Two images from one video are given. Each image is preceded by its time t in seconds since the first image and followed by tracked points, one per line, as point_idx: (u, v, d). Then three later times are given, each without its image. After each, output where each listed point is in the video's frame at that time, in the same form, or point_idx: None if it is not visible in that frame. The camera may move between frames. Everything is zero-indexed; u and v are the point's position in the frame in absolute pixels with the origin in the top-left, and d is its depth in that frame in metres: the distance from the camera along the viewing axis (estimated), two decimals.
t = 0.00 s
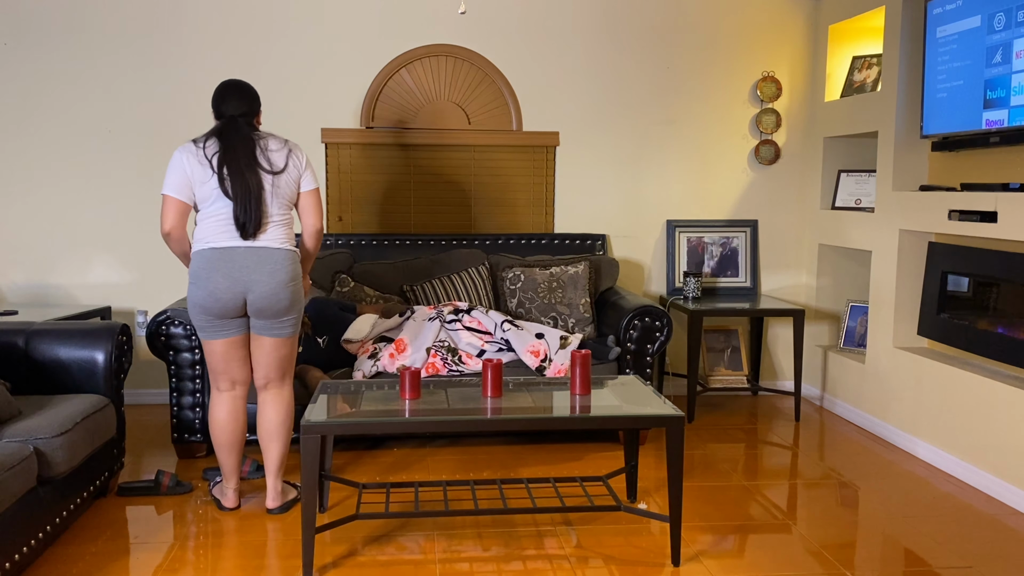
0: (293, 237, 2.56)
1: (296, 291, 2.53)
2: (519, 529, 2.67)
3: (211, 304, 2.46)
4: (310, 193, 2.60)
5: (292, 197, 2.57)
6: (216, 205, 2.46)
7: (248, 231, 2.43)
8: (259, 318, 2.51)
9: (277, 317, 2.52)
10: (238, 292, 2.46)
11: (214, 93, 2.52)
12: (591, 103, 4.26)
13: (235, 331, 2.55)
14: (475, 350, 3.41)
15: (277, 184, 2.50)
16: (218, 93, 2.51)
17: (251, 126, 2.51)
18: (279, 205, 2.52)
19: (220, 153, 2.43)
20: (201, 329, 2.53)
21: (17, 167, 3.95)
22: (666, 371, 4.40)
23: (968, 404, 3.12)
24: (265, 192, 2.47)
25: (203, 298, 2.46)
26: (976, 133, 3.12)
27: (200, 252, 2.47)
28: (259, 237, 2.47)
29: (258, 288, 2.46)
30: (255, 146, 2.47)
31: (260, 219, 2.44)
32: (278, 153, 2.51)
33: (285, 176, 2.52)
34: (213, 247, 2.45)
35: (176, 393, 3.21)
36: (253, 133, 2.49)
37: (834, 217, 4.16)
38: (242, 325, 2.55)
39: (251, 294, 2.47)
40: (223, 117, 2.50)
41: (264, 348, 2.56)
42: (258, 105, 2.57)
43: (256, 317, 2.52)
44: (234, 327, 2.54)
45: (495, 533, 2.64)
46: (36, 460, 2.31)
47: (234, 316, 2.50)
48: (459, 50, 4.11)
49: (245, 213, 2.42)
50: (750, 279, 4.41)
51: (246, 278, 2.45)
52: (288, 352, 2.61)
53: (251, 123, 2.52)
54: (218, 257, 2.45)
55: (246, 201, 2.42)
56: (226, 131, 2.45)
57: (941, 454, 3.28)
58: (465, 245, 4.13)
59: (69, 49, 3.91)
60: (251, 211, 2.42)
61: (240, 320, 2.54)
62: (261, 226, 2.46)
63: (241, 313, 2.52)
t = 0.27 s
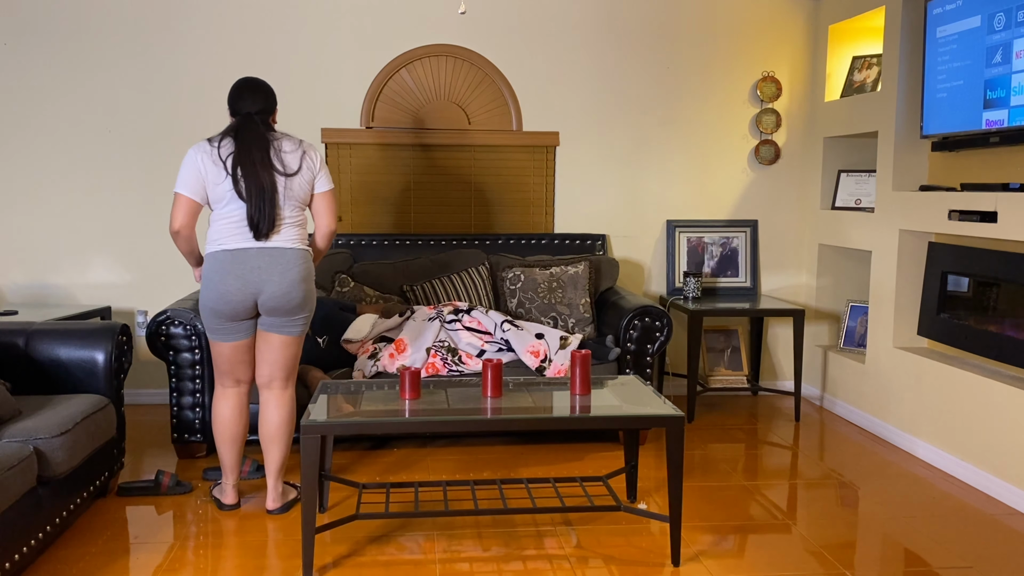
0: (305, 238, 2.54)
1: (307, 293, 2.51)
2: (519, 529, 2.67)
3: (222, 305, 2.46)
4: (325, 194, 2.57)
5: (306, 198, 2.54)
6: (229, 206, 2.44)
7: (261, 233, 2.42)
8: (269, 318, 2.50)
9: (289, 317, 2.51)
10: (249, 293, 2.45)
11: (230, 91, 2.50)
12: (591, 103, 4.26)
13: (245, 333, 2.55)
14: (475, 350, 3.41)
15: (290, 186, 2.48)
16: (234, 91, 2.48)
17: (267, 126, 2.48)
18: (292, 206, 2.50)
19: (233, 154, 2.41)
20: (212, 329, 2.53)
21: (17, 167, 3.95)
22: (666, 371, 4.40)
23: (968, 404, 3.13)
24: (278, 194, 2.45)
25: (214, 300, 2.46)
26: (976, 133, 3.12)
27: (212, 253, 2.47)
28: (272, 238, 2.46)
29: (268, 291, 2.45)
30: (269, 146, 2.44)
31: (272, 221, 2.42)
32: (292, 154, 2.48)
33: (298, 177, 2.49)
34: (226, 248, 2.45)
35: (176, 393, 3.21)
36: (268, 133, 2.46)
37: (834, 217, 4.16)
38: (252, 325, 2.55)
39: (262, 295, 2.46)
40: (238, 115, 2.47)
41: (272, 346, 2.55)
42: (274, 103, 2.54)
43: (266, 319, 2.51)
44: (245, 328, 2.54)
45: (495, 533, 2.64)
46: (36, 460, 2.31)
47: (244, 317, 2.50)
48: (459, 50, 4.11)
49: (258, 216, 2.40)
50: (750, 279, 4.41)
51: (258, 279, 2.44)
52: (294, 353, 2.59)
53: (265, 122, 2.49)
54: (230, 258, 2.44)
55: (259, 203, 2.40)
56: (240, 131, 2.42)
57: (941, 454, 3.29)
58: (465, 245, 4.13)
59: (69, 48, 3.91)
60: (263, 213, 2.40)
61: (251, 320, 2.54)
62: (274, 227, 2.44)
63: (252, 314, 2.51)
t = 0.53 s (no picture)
0: (309, 238, 2.53)
1: (311, 293, 2.51)
2: (519, 529, 2.67)
3: (224, 305, 2.46)
4: (327, 191, 2.51)
5: (310, 198, 2.53)
6: (234, 206, 2.45)
7: (263, 234, 2.42)
8: (271, 318, 2.49)
9: (291, 317, 2.50)
10: (251, 293, 2.45)
11: (241, 90, 2.50)
12: (590, 104, 4.26)
13: (248, 332, 2.55)
14: (475, 350, 3.41)
15: (294, 187, 2.47)
16: (245, 90, 2.49)
17: (274, 126, 2.48)
18: (296, 207, 2.49)
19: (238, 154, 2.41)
20: (215, 330, 2.54)
21: (17, 167, 3.95)
22: (666, 371, 4.41)
23: (968, 404, 3.13)
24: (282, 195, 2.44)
25: (217, 299, 2.46)
26: (975, 133, 3.12)
27: (217, 253, 2.48)
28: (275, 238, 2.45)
29: (270, 291, 2.45)
30: (274, 147, 2.43)
31: (275, 221, 2.42)
32: (296, 155, 2.46)
33: (301, 178, 2.47)
34: (229, 249, 2.45)
35: (176, 393, 3.21)
36: (275, 133, 2.46)
37: (834, 217, 4.16)
38: (255, 326, 2.55)
39: (264, 295, 2.45)
40: (246, 115, 2.47)
41: (274, 346, 2.54)
42: (284, 102, 2.54)
43: (269, 319, 2.51)
44: (248, 328, 2.54)
45: (495, 533, 2.64)
46: (36, 460, 2.31)
47: (246, 317, 2.50)
48: (459, 50, 4.11)
49: (261, 216, 2.41)
50: (750, 279, 4.41)
51: (260, 279, 2.44)
52: (297, 354, 2.59)
53: (273, 122, 2.48)
54: (233, 258, 2.44)
55: (261, 204, 2.40)
56: (247, 130, 2.42)
57: (941, 454, 3.29)
58: (465, 245, 4.13)
59: (69, 48, 3.91)
60: (265, 214, 2.40)
61: (254, 321, 2.54)
62: (277, 228, 2.44)
63: (255, 314, 2.51)
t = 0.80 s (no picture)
0: (309, 239, 2.52)
1: (310, 294, 2.50)
2: (519, 529, 2.67)
3: (224, 305, 2.47)
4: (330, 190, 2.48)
5: (309, 198, 2.51)
6: (233, 206, 2.45)
7: (261, 233, 2.42)
8: (271, 319, 2.49)
9: (290, 317, 2.49)
10: (250, 293, 2.45)
11: (245, 90, 2.51)
12: (590, 104, 4.26)
13: (248, 332, 2.56)
14: (475, 350, 3.41)
15: (291, 187, 2.45)
16: (249, 90, 2.50)
17: (276, 125, 2.47)
18: (294, 207, 2.47)
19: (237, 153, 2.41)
20: (216, 329, 2.55)
21: (17, 167, 3.95)
22: (666, 371, 4.40)
23: (968, 404, 3.13)
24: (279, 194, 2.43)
25: (217, 298, 2.48)
26: (975, 133, 3.12)
27: (218, 254, 2.49)
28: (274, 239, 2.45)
29: (268, 292, 2.44)
30: (273, 146, 2.42)
31: (272, 221, 2.41)
32: (294, 155, 2.44)
33: (299, 178, 2.45)
34: (229, 249, 2.46)
35: (176, 393, 3.21)
36: (275, 133, 2.45)
37: (834, 217, 4.16)
38: (255, 326, 2.56)
39: (262, 295, 2.45)
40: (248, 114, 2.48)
41: (274, 347, 2.54)
42: (288, 102, 2.54)
43: (268, 319, 2.51)
44: (248, 328, 2.55)
45: (495, 533, 2.64)
46: (36, 460, 2.31)
47: (246, 317, 2.50)
48: (459, 50, 4.11)
49: (257, 216, 2.40)
50: (750, 279, 4.41)
51: (259, 279, 2.44)
52: (297, 355, 2.58)
53: (274, 121, 2.48)
54: (233, 259, 2.45)
55: (258, 203, 2.39)
56: (246, 130, 2.42)
57: (941, 454, 3.28)
58: (465, 245, 4.13)
59: (69, 48, 3.91)
60: (262, 214, 2.39)
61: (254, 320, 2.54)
62: (274, 228, 2.43)
63: (255, 314, 2.51)
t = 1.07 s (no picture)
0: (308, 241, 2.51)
1: (310, 295, 2.49)
2: (519, 529, 2.67)
3: (225, 306, 2.48)
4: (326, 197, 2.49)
5: (308, 201, 2.50)
6: (232, 208, 2.45)
7: (259, 235, 2.41)
8: (271, 319, 2.49)
9: (290, 318, 2.49)
10: (249, 294, 2.45)
11: (245, 91, 2.51)
12: (590, 104, 4.26)
13: (251, 333, 2.57)
14: (475, 350, 3.41)
15: (290, 189, 2.44)
16: (250, 91, 2.50)
17: (275, 127, 2.47)
18: (293, 209, 2.46)
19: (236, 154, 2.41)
20: (219, 329, 2.56)
21: (16, 166, 3.94)
22: (666, 371, 4.40)
23: (968, 404, 3.13)
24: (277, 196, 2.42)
25: (217, 299, 2.48)
26: (975, 133, 3.12)
27: (218, 255, 2.50)
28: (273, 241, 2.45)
29: (267, 293, 2.44)
30: (272, 148, 2.41)
31: (270, 223, 2.40)
32: (293, 156, 2.44)
33: (297, 180, 2.45)
34: (229, 250, 2.46)
35: (176, 393, 3.21)
36: (274, 134, 2.44)
37: (834, 217, 4.16)
38: (256, 326, 2.56)
39: (261, 296, 2.45)
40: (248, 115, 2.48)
41: (274, 347, 2.54)
42: (288, 104, 2.53)
43: (269, 320, 2.51)
44: (249, 328, 2.55)
45: (495, 533, 2.64)
46: (36, 460, 2.31)
47: (247, 317, 2.51)
48: (459, 50, 4.11)
49: (256, 218, 2.39)
50: (750, 279, 4.41)
51: (258, 280, 2.44)
52: (297, 355, 2.58)
53: (273, 123, 2.48)
54: (232, 260, 2.45)
55: (256, 205, 2.39)
56: (245, 131, 2.42)
57: (941, 454, 3.28)
58: (465, 245, 4.13)
59: (68, 48, 3.91)
60: (260, 215, 2.39)
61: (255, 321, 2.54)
62: (273, 230, 2.42)
63: (255, 315, 2.52)
